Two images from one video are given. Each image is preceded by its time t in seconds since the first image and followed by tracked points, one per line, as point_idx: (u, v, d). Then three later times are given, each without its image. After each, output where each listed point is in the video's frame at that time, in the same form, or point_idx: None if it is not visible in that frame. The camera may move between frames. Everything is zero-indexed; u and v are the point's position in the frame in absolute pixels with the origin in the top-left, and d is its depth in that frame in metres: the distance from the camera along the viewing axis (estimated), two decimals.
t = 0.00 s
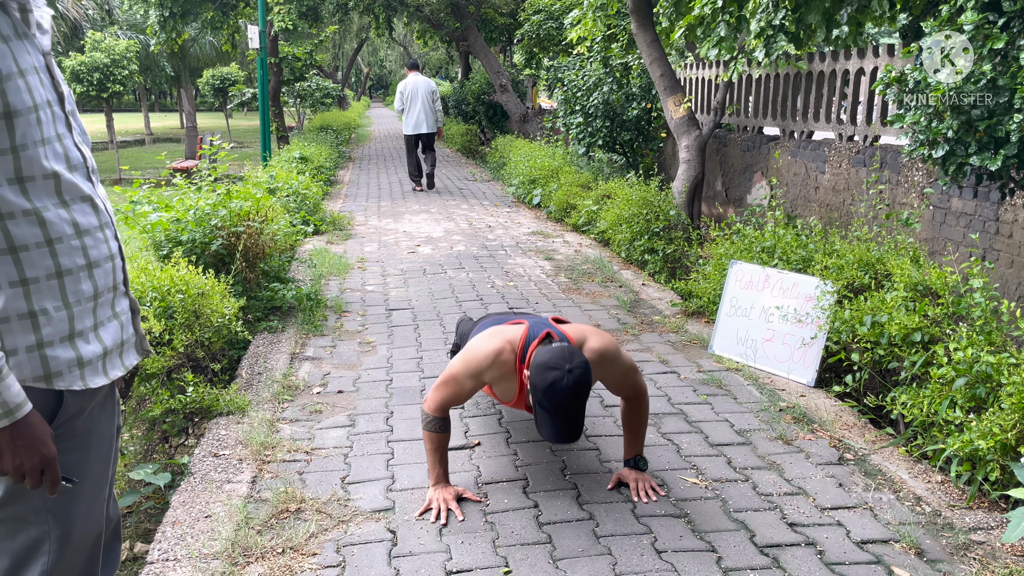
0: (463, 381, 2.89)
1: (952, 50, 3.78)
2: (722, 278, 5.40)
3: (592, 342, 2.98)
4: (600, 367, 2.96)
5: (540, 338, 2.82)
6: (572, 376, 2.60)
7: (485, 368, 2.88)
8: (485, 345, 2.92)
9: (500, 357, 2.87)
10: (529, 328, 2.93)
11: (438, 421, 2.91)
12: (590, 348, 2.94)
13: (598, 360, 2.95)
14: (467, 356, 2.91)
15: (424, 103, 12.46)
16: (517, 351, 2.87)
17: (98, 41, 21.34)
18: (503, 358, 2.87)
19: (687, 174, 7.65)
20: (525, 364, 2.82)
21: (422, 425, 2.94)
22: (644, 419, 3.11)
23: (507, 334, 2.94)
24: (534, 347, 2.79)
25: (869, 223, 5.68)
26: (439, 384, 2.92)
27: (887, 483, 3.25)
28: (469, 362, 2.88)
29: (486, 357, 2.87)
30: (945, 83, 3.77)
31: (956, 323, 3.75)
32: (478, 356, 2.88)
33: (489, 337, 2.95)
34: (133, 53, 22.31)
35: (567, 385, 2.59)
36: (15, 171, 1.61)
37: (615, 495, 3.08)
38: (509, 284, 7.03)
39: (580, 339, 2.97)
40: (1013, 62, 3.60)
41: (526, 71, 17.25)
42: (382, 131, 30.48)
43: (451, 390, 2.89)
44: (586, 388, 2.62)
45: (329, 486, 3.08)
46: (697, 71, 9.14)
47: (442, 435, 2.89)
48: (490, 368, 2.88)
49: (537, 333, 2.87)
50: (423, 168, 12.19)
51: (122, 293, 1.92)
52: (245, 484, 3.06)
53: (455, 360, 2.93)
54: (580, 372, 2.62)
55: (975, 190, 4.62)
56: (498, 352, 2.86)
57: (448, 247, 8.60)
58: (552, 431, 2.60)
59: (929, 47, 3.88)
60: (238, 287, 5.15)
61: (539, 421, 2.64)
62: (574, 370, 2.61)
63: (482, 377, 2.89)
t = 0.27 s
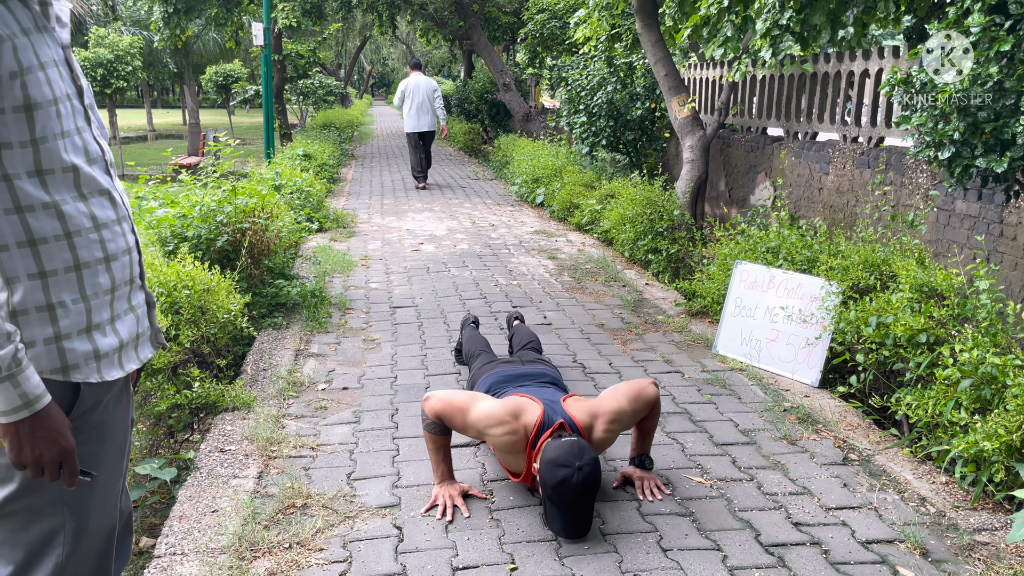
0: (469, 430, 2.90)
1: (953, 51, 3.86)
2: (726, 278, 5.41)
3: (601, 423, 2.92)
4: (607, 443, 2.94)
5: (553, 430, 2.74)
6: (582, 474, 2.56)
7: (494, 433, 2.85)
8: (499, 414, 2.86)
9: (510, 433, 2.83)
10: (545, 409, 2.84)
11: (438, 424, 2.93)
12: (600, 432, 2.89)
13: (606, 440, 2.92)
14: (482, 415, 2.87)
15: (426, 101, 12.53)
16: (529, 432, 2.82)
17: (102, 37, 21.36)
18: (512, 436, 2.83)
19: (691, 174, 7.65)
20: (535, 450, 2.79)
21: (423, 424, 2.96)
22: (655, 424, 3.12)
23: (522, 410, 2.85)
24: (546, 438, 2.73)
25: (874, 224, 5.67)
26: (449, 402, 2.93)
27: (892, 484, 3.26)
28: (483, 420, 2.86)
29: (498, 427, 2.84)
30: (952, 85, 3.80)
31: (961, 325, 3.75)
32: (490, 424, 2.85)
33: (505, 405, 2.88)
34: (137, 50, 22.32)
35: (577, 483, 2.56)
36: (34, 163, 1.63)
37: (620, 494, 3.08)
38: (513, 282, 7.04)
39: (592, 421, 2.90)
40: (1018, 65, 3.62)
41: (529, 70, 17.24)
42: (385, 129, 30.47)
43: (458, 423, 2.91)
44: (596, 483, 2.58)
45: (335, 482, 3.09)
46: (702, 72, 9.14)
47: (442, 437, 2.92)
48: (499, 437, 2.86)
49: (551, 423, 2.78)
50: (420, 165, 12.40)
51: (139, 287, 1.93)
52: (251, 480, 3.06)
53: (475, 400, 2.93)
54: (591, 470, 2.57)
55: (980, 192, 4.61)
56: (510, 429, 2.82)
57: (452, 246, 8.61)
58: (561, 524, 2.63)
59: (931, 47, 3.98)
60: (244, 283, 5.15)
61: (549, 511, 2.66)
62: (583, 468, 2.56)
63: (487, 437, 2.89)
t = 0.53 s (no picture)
0: (473, 387, 2.89)
1: (953, 51, 3.91)
2: (728, 279, 5.41)
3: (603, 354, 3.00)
4: (611, 377, 2.98)
5: (552, 350, 2.82)
6: (585, 386, 2.63)
7: (495, 374, 2.89)
8: (498, 354, 2.92)
9: (511, 367, 2.88)
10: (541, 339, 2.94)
11: (445, 419, 2.93)
12: (602, 359, 2.95)
13: (610, 370, 2.97)
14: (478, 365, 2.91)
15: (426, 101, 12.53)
16: (529, 362, 2.88)
17: (104, 35, 21.38)
18: (514, 370, 2.88)
19: (693, 175, 7.66)
20: (537, 375, 2.83)
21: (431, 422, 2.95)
22: (655, 420, 3.14)
23: (519, 344, 2.94)
24: (546, 359, 2.80)
25: (876, 226, 5.67)
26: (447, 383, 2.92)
27: (893, 486, 3.26)
28: (481, 369, 2.89)
29: (498, 366, 2.88)
30: (955, 88, 3.79)
31: (964, 327, 3.75)
32: (490, 366, 2.89)
33: (501, 345, 2.96)
34: (139, 47, 22.34)
35: (579, 396, 2.62)
36: (46, 163, 1.64)
37: (623, 494, 3.09)
38: (514, 282, 7.04)
39: (592, 350, 2.98)
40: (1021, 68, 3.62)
41: (531, 70, 17.24)
42: (387, 127, 30.46)
43: (458, 393, 2.89)
44: (598, 399, 2.64)
45: (338, 481, 3.09)
46: (704, 72, 9.13)
47: (450, 432, 2.91)
48: (501, 376, 2.89)
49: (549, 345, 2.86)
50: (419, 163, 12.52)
51: (147, 286, 1.94)
52: (254, 478, 3.07)
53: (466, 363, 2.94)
54: (592, 382, 2.64)
55: (982, 194, 4.61)
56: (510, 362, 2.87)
57: (454, 245, 8.61)
58: (564, 441, 2.63)
59: (933, 47, 4.04)
60: (246, 281, 5.16)
61: (551, 431, 2.67)
62: (585, 380, 2.64)
63: (492, 384, 2.90)
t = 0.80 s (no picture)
0: (472, 383, 2.89)
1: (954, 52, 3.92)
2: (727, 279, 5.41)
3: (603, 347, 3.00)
4: (611, 371, 2.98)
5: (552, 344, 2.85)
6: (584, 378, 2.63)
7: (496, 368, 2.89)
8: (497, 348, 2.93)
9: (510, 360, 2.90)
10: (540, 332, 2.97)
11: (445, 417, 2.92)
12: (602, 352, 2.96)
13: (610, 364, 2.96)
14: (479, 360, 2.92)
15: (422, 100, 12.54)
16: (528, 355, 2.91)
17: (103, 32, 21.35)
18: (514, 362, 2.90)
19: (692, 175, 7.66)
20: (536, 368, 2.86)
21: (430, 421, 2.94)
22: (653, 421, 3.13)
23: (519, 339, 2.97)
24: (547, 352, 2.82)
25: (875, 227, 5.67)
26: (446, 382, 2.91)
27: (892, 487, 3.26)
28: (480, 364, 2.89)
29: (497, 360, 2.89)
30: (954, 90, 3.80)
31: (963, 328, 3.76)
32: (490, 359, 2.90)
33: (501, 339, 2.99)
34: (138, 45, 22.32)
35: (579, 388, 2.62)
36: (44, 162, 1.64)
37: (621, 494, 3.09)
38: (513, 281, 7.04)
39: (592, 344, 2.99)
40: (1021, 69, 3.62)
41: (530, 70, 17.23)
42: (385, 126, 30.43)
43: (458, 389, 2.89)
44: (598, 392, 2.64)
45: (337, 480, 3.09)
46: (703, 72, 9.13)
47: (447, 432, 2.90)
48: (501, 371, 2.90)
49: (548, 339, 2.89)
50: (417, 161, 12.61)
51: (145, 285, 1.93)
52: (253, 477, 3.07)
53: (465, 360, 2.93)
54: (592, 375, 2.64)
55: (981, 195, 4.62)
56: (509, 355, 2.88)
57: (452, 244, 8.60)
58: (564, 434, 2.63)
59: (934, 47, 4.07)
60: (245, 280, 5.15)
61: (551, 424, 2.68)
62: (585, 373, 2.64)
63: (492, 379, 2.90)
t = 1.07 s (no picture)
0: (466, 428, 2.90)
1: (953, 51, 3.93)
2: (723, 279, 5.41)
3: (600, 425, 2.91)
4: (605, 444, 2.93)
5: (549, 432, 2.75)
6: (578, 476, 2.58)
7: (490, 434, 2.85)
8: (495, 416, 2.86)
9: (506, 434, 2.83)
10: (541, 409, 2.85)
11: (436, 423, 2.94)
12: (598, 432, 2.88)
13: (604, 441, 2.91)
14: (480, 415, 2.87)
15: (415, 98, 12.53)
16: (525, 435, 2.82)
17: (99, 31, 21.29)
18: (509, 438, 2.83)
19: (688, 175, 7.66)
20: (530, 453, 2.79)
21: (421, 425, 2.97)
22: (653, 424, 3.11)
23: (519, 411, 2.85)
24: (543, 441, 2.73)
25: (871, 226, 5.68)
26: (446, 401, 2.95)
27: (888, 487, 3.26)
28: (480, 421, 2.86)
29: (493, 429, 2.84)
30: (952, 89, 3.82)
31: (958, 328, 3.76)
32: (486, 424, 2.85)
33: (501, 405, 2.88)
34: (133, 43, 22.26)
35: (572, 485, 2.58)
36: (37, 160, 1.62)
37: (617, 495, 3.08)
38: (509, 281, 7.03)
39: (591, 420, 2.90)
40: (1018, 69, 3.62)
41: (527, 69, 17.22)
42: (382, 125, 30.40)
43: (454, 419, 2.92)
44: (592, 486, 2.61)
45: (332, 480, 3.08)
46: (700, 72, 9.13)
47: (436, 436, 2.93)
48: (495, 438, 2.86)
49: (548, 423, 2.78)
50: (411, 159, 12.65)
51: (139, 285, 1.92)
52: (248, 477, 3.06)
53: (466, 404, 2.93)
54: (586, 472, 2.59)
55: (976, 195, 4.62)
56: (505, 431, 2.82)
57: (449, 244, 8.59)
58: (556, 525, 2.65)
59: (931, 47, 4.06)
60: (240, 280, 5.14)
61: (544, 512, 2.68)
62: (580, 470, 2.59)
63: (483, 437, 2.89)
